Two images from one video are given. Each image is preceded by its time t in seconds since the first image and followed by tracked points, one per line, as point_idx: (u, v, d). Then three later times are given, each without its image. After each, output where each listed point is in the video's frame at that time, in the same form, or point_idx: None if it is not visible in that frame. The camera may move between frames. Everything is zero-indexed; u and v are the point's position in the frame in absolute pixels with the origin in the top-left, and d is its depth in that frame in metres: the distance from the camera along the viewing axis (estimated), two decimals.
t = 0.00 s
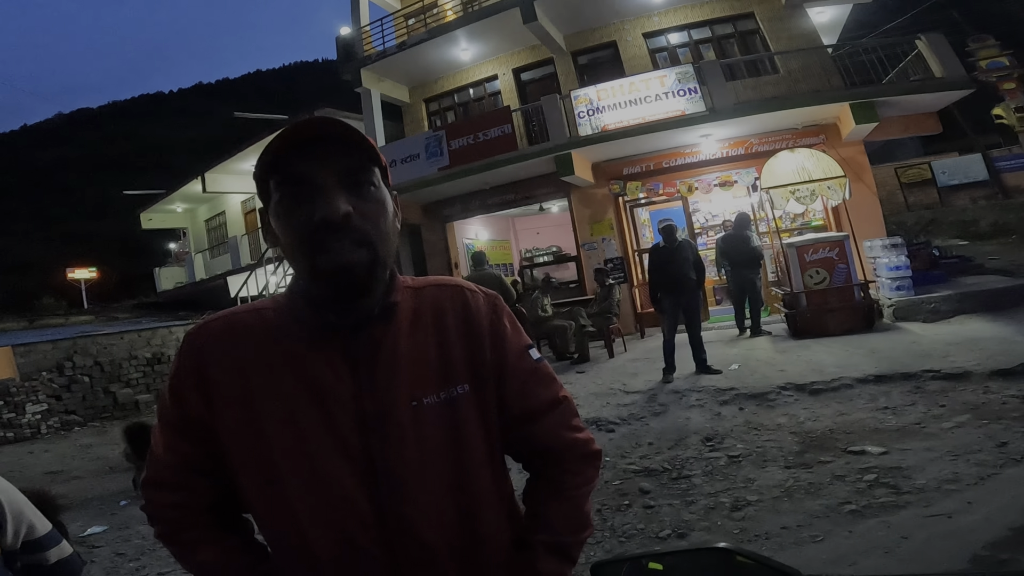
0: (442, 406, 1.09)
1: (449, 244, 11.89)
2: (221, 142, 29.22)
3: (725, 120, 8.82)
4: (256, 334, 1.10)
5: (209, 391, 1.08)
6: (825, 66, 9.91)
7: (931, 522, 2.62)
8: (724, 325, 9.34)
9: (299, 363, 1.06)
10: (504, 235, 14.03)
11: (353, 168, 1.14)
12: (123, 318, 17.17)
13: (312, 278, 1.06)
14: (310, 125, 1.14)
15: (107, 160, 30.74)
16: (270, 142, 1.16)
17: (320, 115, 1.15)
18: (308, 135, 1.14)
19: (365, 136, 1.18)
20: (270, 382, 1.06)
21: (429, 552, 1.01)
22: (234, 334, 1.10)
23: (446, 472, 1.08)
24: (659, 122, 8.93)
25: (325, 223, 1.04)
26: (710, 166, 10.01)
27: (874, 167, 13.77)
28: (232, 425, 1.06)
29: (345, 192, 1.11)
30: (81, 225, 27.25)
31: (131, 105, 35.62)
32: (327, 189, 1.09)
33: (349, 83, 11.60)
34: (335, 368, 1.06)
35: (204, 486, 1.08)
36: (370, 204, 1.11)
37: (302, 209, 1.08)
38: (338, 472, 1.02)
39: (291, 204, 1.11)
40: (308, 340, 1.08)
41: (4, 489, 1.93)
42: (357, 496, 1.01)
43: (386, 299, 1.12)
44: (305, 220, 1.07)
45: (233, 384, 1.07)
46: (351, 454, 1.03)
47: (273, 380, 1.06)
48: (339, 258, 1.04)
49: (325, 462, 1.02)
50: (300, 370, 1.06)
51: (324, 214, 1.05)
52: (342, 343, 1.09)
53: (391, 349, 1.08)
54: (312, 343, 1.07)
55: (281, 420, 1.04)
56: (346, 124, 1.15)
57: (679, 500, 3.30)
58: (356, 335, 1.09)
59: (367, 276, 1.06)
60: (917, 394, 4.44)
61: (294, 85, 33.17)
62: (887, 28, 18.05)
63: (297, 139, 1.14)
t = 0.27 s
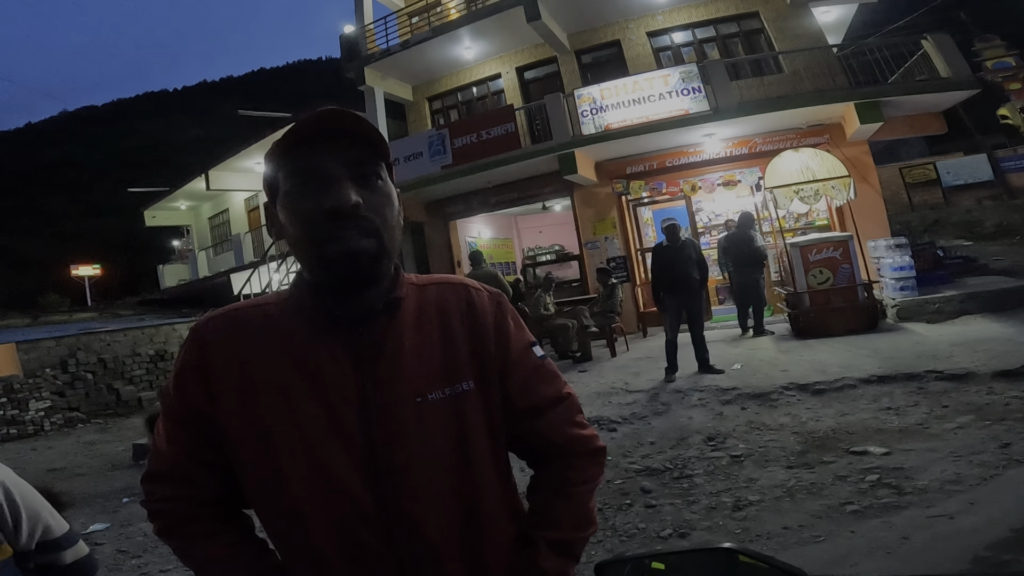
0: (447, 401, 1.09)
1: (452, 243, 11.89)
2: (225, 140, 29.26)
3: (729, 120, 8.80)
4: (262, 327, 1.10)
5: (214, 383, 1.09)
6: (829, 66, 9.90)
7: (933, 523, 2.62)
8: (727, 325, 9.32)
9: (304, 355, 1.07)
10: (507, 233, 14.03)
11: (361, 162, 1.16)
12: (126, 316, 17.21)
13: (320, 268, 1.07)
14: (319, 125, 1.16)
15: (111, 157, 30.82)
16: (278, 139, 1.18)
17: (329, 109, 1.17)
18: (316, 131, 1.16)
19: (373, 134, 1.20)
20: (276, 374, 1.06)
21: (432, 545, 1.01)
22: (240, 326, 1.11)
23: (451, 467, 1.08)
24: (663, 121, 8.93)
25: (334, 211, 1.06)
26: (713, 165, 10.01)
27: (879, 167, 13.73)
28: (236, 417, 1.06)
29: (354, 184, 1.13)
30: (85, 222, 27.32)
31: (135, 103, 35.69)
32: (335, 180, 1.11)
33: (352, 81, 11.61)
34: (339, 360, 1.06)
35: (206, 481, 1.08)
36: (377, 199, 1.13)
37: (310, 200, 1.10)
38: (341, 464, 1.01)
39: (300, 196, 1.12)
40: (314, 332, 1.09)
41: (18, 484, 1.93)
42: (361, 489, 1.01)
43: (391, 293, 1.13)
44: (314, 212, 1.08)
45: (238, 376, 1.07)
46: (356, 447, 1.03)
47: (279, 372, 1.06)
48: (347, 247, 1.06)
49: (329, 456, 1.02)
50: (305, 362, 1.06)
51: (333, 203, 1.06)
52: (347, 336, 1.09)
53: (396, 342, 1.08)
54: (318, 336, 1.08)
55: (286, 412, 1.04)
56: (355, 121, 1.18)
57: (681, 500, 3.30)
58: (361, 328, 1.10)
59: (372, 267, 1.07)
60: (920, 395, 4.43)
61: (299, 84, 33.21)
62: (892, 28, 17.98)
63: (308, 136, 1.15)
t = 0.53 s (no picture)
0: (451, 402, 1.09)
1: (454, 242, 11.89)
2: (228, 139, 29.30)
3: (732, 120, 8.79)
4: (267, 326, 1.10)
5: (218, 382, 1.08)
6: (833, 67, 9.88)
7: (933, 525, 2.61)
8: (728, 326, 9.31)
9: (309, 354, 1.06)
10: (508, 233, 14.02)
11: (370, 161, 1.16)
12: (127, 313, 17.23)
13: (328, 267, 1.07)
14: (329, 125, 1.15)
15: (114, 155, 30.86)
16: (285, 137, 1.18)
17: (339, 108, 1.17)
18: (325, 131, 1.15)
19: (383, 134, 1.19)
20: (281, 373, 1.06)
21: (435, 544, 1.00)
22: (245, 325, 1.11)
23: (455, 467, 1.07)
24: (665, 122, 8.92)
25: (344, 210, 1.05)
26: (715, 166, 10.00)
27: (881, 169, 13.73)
28: (240, 416, 1.05)
29: (364, 183, 1.13)
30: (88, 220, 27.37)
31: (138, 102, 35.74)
32: (345, 179, 1.11)
33: (355, 80, 11.61)
34: (344, 358, 1.06)
35: (207, 480, 1.08)
36: (386, 199, 1.13)
37: (319, 198, 1.09)
38: (346, 465, 1.01)
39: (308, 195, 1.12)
40: (319, 332, 1.08)
41: (37, 486, 1.59)
42: (366, 490, 1.00)
43: (397, 292, 1.13)
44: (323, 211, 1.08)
45: (242, 375, 1.07)
46: (361, 448, 1.03)
47: (284, 372, 1.06)
48: (355, 247, 1.05)
49: (333, 455, 1.01)
50: (310, 362, 1.06)
51: (343, 202, 1.06)
52: (352, 336, 1.09)
53: (402, 343, 1.08)
54: (324, 335, 1.08)
55: (290, 412, 1.04)
56: (364, 119, 1.17)
57: (681, 501, 3.29)
58: (367, 328, 1.09)
59: (380, 267, 1.07)
60: (921, 397, 4.42)
61: (302, 83, 33.25)
62: (896, 29, 17.96)
63: (317, 136, 1.15)
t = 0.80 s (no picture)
0: (453, 397, 1.09)
1: (454, 240, 11.88)
2: (229, 138, 29.29)
3: (733, 120, 8.78)
4: (269, 321, 1.10)
5: (220, 376, 1.08)
6: (835, 67, 9.88)
7: (931, 525, 2.61)
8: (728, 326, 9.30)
9: (311, 349, 1.07)
10: (508, 232, 14.02)
11: (372, 155, 1.15)
12: (127, 311, 17.23)
13: (329, 262, 1.07)
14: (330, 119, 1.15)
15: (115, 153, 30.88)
16: (286, 133, 1.17)
17: (341, 102, 1.16)
18: (325, 127, 1.15)
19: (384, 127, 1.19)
20: (282, 368, 1.06)
21: (437, 538, 1.00)
22: (247, 320, 1.11)
23: (457, 462, 1.07)
24: (666, 121, 8.92)
25: (345, 206, 1.05)
26: (716, 166, 10.00)
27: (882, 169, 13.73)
28: (242, 411, 1.05)
29: (365, 178, 1.12)
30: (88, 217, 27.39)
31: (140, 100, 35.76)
32: (347, 174, 1.10)
33: (356, 79, 11.62)
34: (346, 353, 1.06)
35: (210, 474, 1.08)
36: (388, 195, 1.12)
37: (321, 193, 1.09)
38: (348, 460, 1.02)
39: (310, 190, 1.11)
40: (321, 327, 1.09)
41: (43, 479, 1.54)
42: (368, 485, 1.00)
43: (399, 286, 1.12)
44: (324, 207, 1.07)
45: (244, 370, 1.07)
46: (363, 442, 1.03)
47: (286, 366, 1.06)
48: (356, 243, 1.05)
49: (336, 450, 1.01)
50: (312, 357, 1.06)
51: (344, 198, 1.06)
52: (354, 330, 1.09)
53: (404, 338, 1.08)
54: (326, 330, 1.08)
55: (292, 407, 1.04)
56: (365, 112, 1.17)
57: (679, 500, 3.29)
58: (370, 324, 1.09)
59: (382, 261, 1.07)
60: (921, 397, 4.42)
61: (304, 81, 33.25)
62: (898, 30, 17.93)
63: (318, 131, 1.15)
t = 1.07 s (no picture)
0: (458, 394, 1.09)
1: (455, 239, 11.87)
2: (230, 136, 29.29)
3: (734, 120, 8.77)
4: (275, 319, 1.10)
5: (226, 373, 1.08)
6: (837, 67, 9.87)
7: (929, 525, 2.61)
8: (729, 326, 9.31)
9: (317, 347, 1.06)
10: (508, 230, 14.01)
11: (378, 153, 1.15)
12: (127, 308, 17.24)
13: (335, 260, 1.07)
14: (337, 120, 1.14)
15: (116, 150, 30.88)
16: (292, 132, 1.16)
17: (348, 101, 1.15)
18: (331, 126, 1.14)
19: (390, 125, 1.18)
20: (288, 365, 1.05)
21: (442, 534, 1.01)
22: (252, 317, 1.10)
23: (462, 459, 1.07)
24: (667, 121, 8.90)
25: (352, 205, 1.05)
26: (717, 165, 10.00)
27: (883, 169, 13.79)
28: (248, 408, 1.05)
29: (372, 178, 1.12)
30: (89, 215, 27.40)
31: (141, 97, 35.74)
32: (353, 174, 1.10)
33: (357, 77, 11.62)
34: (351, 350, 1.06)
35: (216, 470, 1.08)
36: (394, 195, 1.12)
37: (328, 192, 1.08)
38: (355, 457, 1.01)
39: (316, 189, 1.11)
40: (326, 324, 1.08)
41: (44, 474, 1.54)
42: (374, 482, 1.00)
43: (404, 284, 1.12)
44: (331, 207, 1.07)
45: (250, 367, 1.06)
46: (370, 440, 1.03)
47: (292, 363, 1.05)
48: (363, 241, 1.05)
49: (342, 448, 1.01)
50: (318, 354, 1.06)
51: (351, 199, 1.05)
52: (359, 328, 1.08)
53: (410, 335, 1.08)
54: (332, 327, 1.08)
55: (298, 404, 1.04)
56: (371, 111, 1.16)
57: (678, 499, 3.30)
58: (376, 320, 1.09)
59: (388, 260, 1.07)
60: (920, 397, 4.42)
61: (305, 79, 33.23)
62: (901, 29, 17.91)
63: (323, 131, 1.14)
